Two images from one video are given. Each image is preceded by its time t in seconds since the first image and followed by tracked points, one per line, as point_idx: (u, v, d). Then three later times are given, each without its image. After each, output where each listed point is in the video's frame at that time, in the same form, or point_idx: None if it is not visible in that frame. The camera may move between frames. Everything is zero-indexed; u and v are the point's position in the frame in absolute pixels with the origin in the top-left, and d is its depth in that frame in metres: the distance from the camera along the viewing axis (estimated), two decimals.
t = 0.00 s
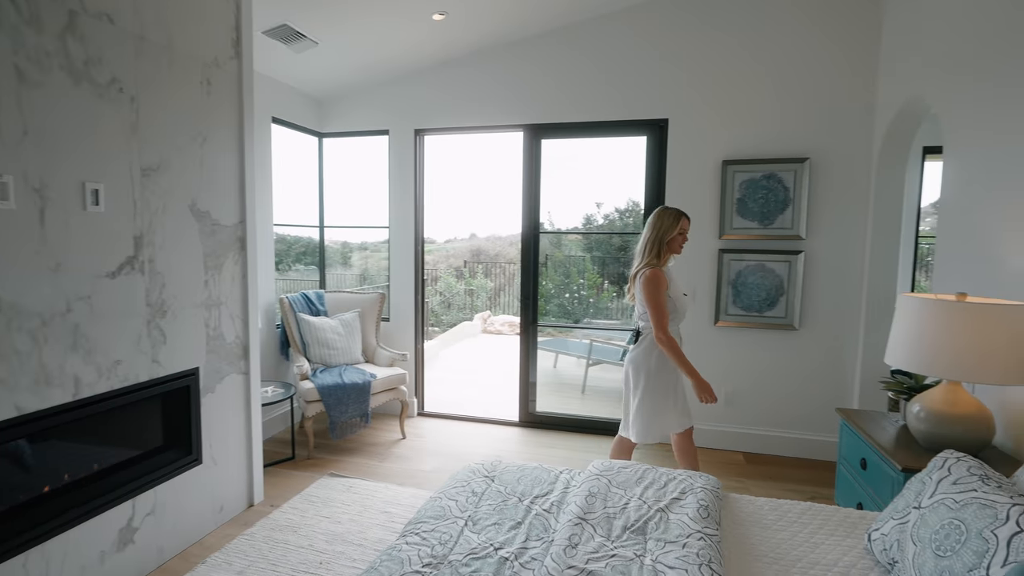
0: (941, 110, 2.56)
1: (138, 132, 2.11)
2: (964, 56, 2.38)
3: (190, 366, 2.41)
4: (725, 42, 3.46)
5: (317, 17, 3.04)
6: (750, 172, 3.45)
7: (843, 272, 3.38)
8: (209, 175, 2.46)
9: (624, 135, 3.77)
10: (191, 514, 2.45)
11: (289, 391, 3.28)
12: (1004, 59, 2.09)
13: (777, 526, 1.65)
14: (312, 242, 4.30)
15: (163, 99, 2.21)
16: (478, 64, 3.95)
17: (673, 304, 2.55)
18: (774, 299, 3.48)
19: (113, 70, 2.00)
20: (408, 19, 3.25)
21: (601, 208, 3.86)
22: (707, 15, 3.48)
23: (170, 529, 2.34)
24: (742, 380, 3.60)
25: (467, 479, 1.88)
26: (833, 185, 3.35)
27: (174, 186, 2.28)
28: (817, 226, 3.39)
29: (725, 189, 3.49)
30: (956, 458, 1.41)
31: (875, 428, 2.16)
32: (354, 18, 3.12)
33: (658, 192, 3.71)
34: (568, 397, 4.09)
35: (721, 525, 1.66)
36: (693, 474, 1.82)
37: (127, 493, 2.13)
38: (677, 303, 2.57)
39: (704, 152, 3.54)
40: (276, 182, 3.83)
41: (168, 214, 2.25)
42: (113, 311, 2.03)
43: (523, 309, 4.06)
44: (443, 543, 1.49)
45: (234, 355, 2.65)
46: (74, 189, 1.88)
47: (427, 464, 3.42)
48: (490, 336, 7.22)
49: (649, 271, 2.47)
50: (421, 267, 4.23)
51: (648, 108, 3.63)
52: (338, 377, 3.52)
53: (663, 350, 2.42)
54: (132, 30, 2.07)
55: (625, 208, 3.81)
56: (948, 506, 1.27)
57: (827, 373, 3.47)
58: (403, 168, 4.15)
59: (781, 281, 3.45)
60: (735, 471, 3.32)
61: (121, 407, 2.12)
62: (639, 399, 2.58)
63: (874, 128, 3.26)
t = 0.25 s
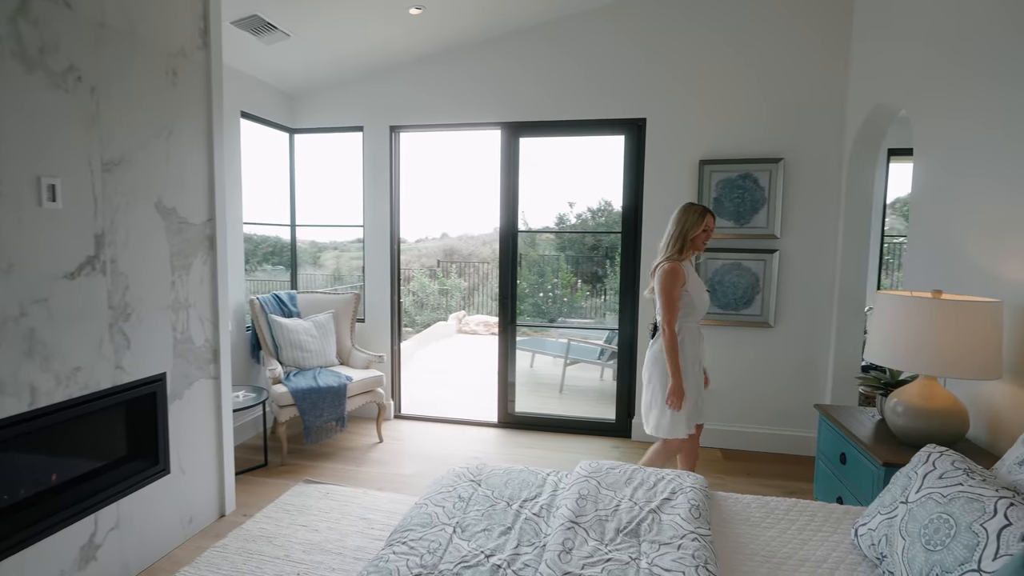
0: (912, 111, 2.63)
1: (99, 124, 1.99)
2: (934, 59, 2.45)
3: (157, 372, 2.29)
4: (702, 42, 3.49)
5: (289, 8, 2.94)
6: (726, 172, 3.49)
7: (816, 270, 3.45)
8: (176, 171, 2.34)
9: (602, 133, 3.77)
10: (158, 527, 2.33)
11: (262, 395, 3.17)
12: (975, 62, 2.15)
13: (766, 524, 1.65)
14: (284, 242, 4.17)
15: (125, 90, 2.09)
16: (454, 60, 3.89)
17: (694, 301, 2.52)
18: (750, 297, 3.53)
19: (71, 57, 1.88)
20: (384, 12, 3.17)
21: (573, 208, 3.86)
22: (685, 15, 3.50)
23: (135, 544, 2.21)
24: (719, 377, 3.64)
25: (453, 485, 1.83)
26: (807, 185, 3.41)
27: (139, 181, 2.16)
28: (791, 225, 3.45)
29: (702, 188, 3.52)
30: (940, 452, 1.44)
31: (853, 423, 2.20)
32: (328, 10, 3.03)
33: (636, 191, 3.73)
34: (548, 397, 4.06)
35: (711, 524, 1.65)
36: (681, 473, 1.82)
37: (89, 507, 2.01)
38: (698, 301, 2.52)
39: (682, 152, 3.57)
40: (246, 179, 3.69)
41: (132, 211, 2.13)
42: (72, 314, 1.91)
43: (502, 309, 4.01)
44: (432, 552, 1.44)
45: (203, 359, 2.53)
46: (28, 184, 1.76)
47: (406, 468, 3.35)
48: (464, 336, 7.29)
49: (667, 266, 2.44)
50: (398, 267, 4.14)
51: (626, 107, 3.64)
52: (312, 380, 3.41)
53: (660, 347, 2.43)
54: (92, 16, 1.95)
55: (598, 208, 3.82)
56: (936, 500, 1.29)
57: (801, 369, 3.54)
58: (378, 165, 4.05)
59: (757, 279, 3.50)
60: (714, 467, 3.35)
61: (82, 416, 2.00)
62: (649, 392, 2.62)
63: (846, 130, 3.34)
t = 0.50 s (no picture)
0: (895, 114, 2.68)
1: (66, 115, 1.85)
2: (918, 63, 2.50)
3: (129, 380, 2.16)
4: (687, 43, 3.50)
5: None
6: (711, 172, 3.51)
7: (798, 270, 3.50)
8: (149, 167, 2.22)
9: (588, 133, 3.74)
10: (131, 544, 2.19)
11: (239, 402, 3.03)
12: (959, 66, 2.19)
13: (769, 526, 1.64)
14: (259, 242, 4.02)
15: (93, 80, 1.95)
16: (437, 57, 3.81)
17: (708, 303, 2.43)
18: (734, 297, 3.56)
19: (34, 44, 1.74)
20: (366, 5, 3.07)
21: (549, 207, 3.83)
22: (670, 16, 3.51)
23: (106, 564, 2.08)
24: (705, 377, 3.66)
25: (450, 494, 1.76)
26: (789, 186, 3.46)
27: (109, 178, 2.03)
28: (774, 226, 3.49)
29: (688, 189, 3.53)
30: (942, 452, 1.45)
31: (845, 422, 2.22)
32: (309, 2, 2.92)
33: (621, 191, 3.71)
34: (533, 398, 4.02)
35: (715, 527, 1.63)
36: (683, 476, 1.79)
37: (56, 526, 1.87)
38: (711, 304, 2.43)
39: (667, 152, 3.57)
40: (219, 176, 3.54)
41: (102, 209, 2.00)
42: (37, 320, 1.78)
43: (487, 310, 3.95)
44: (435, 568, 1.37)
45: (177, 366, 2.41)
46: None
47: (392, 474, 3.26)
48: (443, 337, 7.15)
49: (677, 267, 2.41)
50: (379, 268, 4.04)
51: (612, 107, 3.63)
52: (292, 385, 3.29)
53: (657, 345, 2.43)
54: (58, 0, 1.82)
55: (574, 208, 3.80)
56: (945, 501, 1.29)
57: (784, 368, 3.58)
58: (359, 163, 3.95)
59: (741, 279, 3.53)
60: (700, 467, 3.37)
61: (48, 428, 1.86)
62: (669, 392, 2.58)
63: (827, 132, 3.39)
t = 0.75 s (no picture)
0: (870, 120, 2.77)
1: (24, 106, 1.70)
2: (893, 71, 2.58)
3: (95, 393, 2.00)
4: (667, 45, 3.53)
5: None
6: (690, 175, 3.56)
7: (773, 271, 3.58)
8: (115, 163, 2.06)
9: (568, 133, 3.73)
10: (97, 570, 2.03)
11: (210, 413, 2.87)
12: (935, 74, 2.28)
13: (771, 527, 1.66)
14: (226, 243, 3.83)
15: (54, 68, 1.80)
16: (414, 53, 3.72)
17: (726, 311, 2.42)
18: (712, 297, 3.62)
19: None
20: None
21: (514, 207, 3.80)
22: (649, 19, 3.53)
23: None
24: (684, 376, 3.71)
25: (450, 506, 1.71)
26: (764, 189, 3.54)
27: (72, 175, 1.88)
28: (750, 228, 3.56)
29: (667, 190, 3.57)
30: (939, 450, 1.49)
31: (830, 419, 2.28)
32: None
33: (601, 193, 3.72)
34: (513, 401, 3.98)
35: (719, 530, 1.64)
36: (684, 480, 1.79)
37: (18, 554, 1.71)
38: (729, 312, 2.43)
39: (647, 154, 3.59)
40: (184, 173, 3.35)
41: (64, 209, 1.85)
42: None
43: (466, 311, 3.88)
44: None
45: (147, 377, 2.25)
46: None
47: (372, 482, 3.17)
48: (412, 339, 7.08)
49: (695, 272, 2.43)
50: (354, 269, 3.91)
51: (593, 107, 3.63)
52: (266, 393, 3.15)
53: (667, 345, 2.48)
54: None
55: (540, 208, 3.79)
56: (948, 499, 1.33)
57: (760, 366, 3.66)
58: (332, 161, 3.81)
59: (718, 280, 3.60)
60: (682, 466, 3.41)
61: (7, 448, 1.70)
62: (685, 399, 2.56)
63: (800, 136, 3.49)
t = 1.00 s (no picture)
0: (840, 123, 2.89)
1: None
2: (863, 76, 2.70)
3: (56, 405, 1.83)
4: (643, 47, 3.57)
5: None
6: (666, 174, 3.61)
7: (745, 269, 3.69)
8: (75, 155, 1.89)
9: (546, 132, 3.72)
10: None
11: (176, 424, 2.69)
12: (906, 81, 2.39)
13: (774, 519, 1.69)
14: (186, 242, 3.61)
15: (8, 47, 1.63)
16: (388, 46, 3.62)
17: (733, 310, 2.50)
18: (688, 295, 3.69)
19: None
20: None
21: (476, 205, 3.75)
22: (626, 20, 3.56)
23: None
24: (661, 373, 3.77)
25: (455, 514, 1.65)
26: (737, 189, 3.64)
27: (29, 166, 1.70)
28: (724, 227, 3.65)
29: (644, 190, 3.61)
30: (932, 440, 1.56)
31: (813, 412, 2.36)
32: None
33: (579, 192, 3.72)
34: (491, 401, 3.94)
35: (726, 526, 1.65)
36: (687, 477, 1.80)
37: None
38: (737, 311, 2.50)
39: (624, 153, 3.62)
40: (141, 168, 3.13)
41: (20, 204, 1.67)
42: None
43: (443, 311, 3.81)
44: None
45: (111, 387, 2.09)
46: None
47: (351, 489, 3.05)
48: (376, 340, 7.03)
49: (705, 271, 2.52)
50: (325, 268, 3.77)
51: (570, 106, 3.63)
52: (235, 400, 2.98)
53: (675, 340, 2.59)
54: None
55: (500, 207, 3.76)
56: (949, 487, 1.39)
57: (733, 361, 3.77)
58: (302, 156, 3.66)
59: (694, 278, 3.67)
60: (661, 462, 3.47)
61: None
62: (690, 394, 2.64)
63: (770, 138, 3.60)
